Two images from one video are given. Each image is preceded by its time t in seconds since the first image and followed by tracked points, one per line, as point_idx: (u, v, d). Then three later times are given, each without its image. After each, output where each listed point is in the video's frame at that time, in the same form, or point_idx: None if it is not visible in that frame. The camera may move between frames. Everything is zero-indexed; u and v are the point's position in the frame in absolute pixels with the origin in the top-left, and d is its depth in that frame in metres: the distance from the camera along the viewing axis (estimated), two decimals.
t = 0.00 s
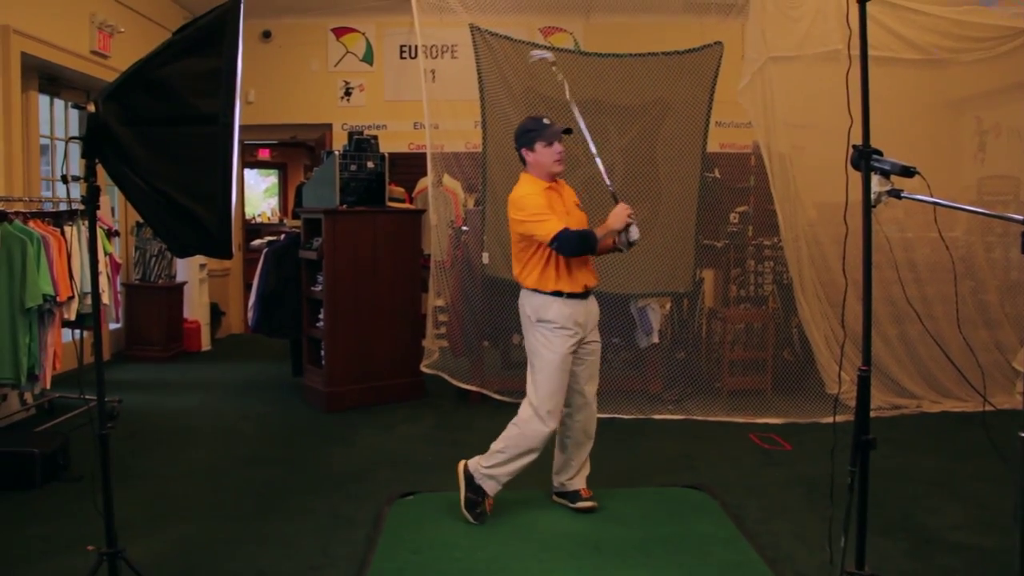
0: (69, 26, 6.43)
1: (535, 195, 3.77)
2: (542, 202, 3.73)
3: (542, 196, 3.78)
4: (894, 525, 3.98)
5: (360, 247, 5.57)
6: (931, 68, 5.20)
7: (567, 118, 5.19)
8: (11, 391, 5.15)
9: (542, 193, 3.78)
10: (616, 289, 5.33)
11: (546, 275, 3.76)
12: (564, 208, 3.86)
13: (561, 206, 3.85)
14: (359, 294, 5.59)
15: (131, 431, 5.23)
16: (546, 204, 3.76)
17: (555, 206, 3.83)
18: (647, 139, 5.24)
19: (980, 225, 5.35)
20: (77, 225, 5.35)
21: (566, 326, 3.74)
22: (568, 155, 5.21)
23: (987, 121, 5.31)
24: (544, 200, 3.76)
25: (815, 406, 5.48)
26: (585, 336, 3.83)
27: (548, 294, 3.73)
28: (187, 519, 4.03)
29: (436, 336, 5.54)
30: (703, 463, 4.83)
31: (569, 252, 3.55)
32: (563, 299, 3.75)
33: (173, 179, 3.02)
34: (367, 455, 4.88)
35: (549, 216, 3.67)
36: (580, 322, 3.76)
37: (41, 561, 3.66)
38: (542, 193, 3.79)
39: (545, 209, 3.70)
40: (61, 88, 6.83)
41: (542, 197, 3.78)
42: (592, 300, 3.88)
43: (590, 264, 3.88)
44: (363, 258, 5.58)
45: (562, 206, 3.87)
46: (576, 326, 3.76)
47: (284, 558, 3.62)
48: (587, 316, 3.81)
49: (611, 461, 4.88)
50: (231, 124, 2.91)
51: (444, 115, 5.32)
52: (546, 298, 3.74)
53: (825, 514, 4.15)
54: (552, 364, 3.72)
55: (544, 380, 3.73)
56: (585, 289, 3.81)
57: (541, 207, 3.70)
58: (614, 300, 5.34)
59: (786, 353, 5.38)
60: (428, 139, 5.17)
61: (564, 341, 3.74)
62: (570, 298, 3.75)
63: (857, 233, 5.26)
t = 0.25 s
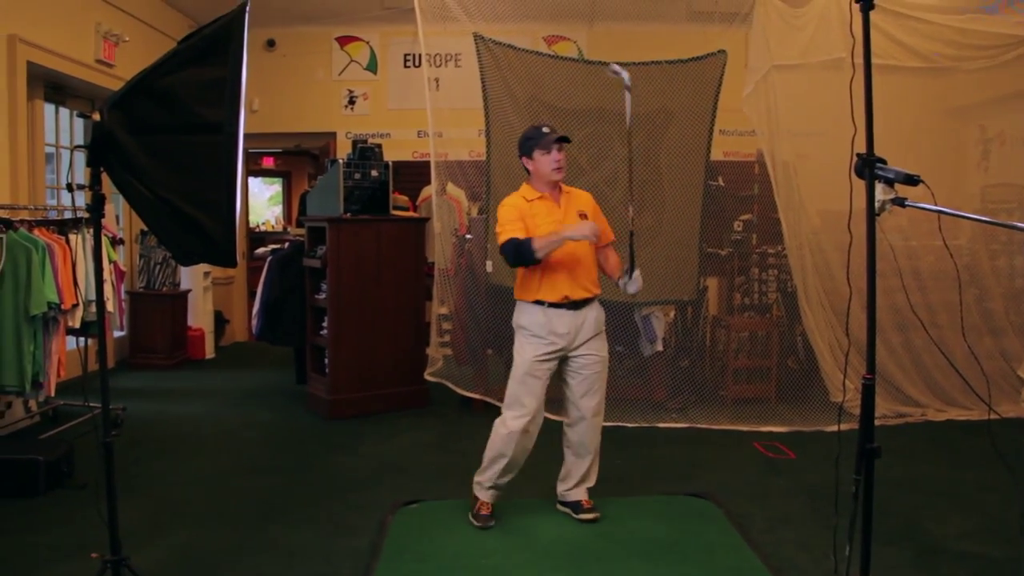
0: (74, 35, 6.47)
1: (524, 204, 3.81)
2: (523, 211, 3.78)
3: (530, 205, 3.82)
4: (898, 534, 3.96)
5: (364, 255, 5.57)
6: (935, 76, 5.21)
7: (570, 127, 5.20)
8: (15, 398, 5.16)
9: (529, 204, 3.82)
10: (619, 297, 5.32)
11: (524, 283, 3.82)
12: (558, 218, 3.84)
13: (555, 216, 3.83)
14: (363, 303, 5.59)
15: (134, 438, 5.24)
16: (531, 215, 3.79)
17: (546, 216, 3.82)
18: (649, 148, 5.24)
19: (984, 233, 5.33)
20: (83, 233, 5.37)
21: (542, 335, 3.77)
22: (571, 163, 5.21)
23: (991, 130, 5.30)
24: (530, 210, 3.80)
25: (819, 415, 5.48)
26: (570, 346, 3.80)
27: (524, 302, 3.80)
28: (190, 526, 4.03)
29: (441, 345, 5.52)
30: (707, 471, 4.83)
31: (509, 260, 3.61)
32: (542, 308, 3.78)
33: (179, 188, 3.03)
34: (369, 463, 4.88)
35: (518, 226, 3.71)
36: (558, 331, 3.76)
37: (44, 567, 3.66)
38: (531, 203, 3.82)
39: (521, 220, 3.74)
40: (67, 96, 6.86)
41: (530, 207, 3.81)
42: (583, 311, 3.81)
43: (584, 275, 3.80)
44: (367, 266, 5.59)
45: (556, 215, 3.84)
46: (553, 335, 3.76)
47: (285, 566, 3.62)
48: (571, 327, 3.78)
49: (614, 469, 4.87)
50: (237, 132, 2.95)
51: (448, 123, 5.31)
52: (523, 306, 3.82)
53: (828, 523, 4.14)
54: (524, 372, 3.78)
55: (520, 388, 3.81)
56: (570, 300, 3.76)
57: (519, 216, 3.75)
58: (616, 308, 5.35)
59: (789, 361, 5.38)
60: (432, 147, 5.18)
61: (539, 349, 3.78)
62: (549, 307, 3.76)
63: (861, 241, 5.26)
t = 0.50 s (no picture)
0: (83, 36, 6.48)
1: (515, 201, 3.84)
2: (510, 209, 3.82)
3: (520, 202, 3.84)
4: (908, 536, 3.95)
5: (373, 256, 5.59)
6: (945, 76, 5.18)
7: (578, 128, 5.20)
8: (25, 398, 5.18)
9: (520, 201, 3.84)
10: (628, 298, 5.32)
11: (511, 280, 3.86)
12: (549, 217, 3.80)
13: (546, 214, 3.80)
14: (371, 303, 5.60)
15: (143, 438, 5.26)
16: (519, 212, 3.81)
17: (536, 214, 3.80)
18: (657, 148, 5.23)
19: (994, 233, 5.32)
20: (92, 234, 5.38)
21: (525, 336, 3.79)
22: (578, 163, 5.21)
23: (1001, 129, 5.28)
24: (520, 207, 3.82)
25: (828, 415, 5.46)
26: (554, 347, 3.78)
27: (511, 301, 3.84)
28: (199, 526, 4.04)
29: (449, 345, 5.53)
30: (715, 472, 4.82)
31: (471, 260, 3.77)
32: (525, 307, 3.81)
33: (191, 189, 3.04)
34: (377, 463, 4.89)
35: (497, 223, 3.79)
36: (539, 332, 3.75)
37: (54, 567, 3.67)
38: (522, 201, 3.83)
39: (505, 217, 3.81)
40: (76, 97, 6.89)
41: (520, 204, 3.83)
42: (567, 312, 3.77)
43: (568, 276, 3.74)
44: (376, 266, 5.60)
45: (546, 214, 3.79)
46: (534, 336, 3.77)
47: (294, 565, 3.62)
48: (552, 327, 3.76)
49: (623, 470, 4.86)
50: (245, 135, 2.96)
51: (456, 124, 5.31)
52: (512, 304, 3.87)
53: (838, 524, 4.13)
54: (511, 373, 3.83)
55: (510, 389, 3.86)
56: (551, 301, 3.75)
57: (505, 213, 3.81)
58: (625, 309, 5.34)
59: (798, 362, 5.37)
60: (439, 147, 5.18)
61: (524, 350, 3.80)
62: (532, 306, 3.78)
63: (870, 242, 5.24)
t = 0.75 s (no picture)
0: (92, 37, 6.50)
1: (505, 204, 3.86)
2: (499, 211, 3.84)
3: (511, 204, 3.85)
4: (917, 538, 3.94)
5: (379, 256, 5.58)
6: (955, 76, 5.16)
7: (586, 129, 5.20)
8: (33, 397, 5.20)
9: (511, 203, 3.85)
10: (636, 299, 5.31)
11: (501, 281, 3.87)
12: (538, 218, 3.80)
13: (535, 215, 3.80)
14: (378, 303, 5.60)
15: (151, 438, 5.27)
16: (508, 214, 3.82)
17: (525, 216, 3.80)
18: (666, 148, 5.22)
19: (1004, 234, 5.30)
20: (100, 234, 5.39)
21: (512, 336, 3.78)
22: (586, 164, 5.21)
23: (1011, 129, 5.25)
24: (510, 209, 3.83)
25: (836, 417, 5.44)
26: (542, 348, 3.75)
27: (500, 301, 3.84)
28: (206, 526, 4.04)
29: (456, 345, 5.52)
30: (723, 473, 4.81)
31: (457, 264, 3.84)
32: (514, 306, 3.80)
33: (199, 190, 3.03)
34: (384, 463, 4.89)
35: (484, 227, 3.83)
36: (526, 333, 3.74)
37: (62, 567, 3.68)
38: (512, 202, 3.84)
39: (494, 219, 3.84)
40: (85, 98, 6.91)
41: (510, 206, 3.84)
42: (554, 313, 3.73)
43: (556, 276, 3.71)
44: (382, 267, 5.60)
45: (535, 216, 3.79)
46: (522, 336, 3.76)
47: (302, 566, 3.62)
48: (538, 329, 3.74)
49: (630, 471, 4.86)
50: (253, 135, 2.93)
51: (464, 124, 5.28)
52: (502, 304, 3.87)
53: (846, 526, 4.11)
54: (500, 374, 3.81)
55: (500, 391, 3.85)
56: (538, 301, 3.72)
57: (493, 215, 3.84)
58: (632, 310, 5.33)
59: (806, 363, 5.36)
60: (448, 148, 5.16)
61: (512, 351, 3.79)
62: (520, 307, 3.77)
63: (879, 242, 5.23)
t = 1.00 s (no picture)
0: (95, 37, 6.51)
1: (497, 204, 3.85)
2: (491, 212, 3.84)
3: (502, 204, 3.84)
4: (921, 537, 3.93)
5: (382, 256, 5.58)
6: (960, 75, 5.16)
7: (590, 128, 5.20)
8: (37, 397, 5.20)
9: (502, 204, 3.84)
10: (640, 298, 5.31)
11: (491, 281, 3.87)
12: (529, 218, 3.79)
13: (525, 215, 3.79)
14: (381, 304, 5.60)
15: (154, 437, 5.27)
16: (499, 215, 3.82)
17: (516, 216, 3.80)
18: (670, 148, 5.23)
19: (1009, 234, 5.29)
20: (104, 234, 5.39)
21: (501, 336, 3.79)
22: (590, 163, 5.21)
23: (1015, 129, 5.24)
24: (502, 210, 3.83)
25: (840, 417, 5.44)
26: (530, 349, 3.75)
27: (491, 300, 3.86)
28: (209, 526, 4.04)
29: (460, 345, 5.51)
30: (727, 472, 4.81)
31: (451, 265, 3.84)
32: (503, 306, 3.81)
33: (204, 190, 3.04)
34: (387, 463, 4.88)
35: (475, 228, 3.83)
36: (513, 334, 3.75)
37: (65, 566, 3.67)
38: (504, 203, 3.84)
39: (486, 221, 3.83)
40: (88, 98, 6.91)
41: (501, 206, 3.84)
42: (542, 314, 3.72)
43: (546, 277, 3.71)
44: (386, 267, 5.60)
45: (525, 216, 3.78)
46: (510, 337, 3.77)
47: (306, 565, 3.62)
48: (526, 329, 3.74)
49: (634, 471, 4.85)
50: (258, 133, 2.93)
51: (467, 125, 5.33)
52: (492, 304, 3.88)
53: (850, 526, 4.11)
54: (490, 373, 3.83)
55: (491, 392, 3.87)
56: (527, 301, 3.72)
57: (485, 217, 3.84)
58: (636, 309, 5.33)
59: (810, 362, 5.35)
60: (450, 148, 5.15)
61: (501, 351, 3.80)
62: (509, 306, 3.78)
63: (883, 242, 5.23)
